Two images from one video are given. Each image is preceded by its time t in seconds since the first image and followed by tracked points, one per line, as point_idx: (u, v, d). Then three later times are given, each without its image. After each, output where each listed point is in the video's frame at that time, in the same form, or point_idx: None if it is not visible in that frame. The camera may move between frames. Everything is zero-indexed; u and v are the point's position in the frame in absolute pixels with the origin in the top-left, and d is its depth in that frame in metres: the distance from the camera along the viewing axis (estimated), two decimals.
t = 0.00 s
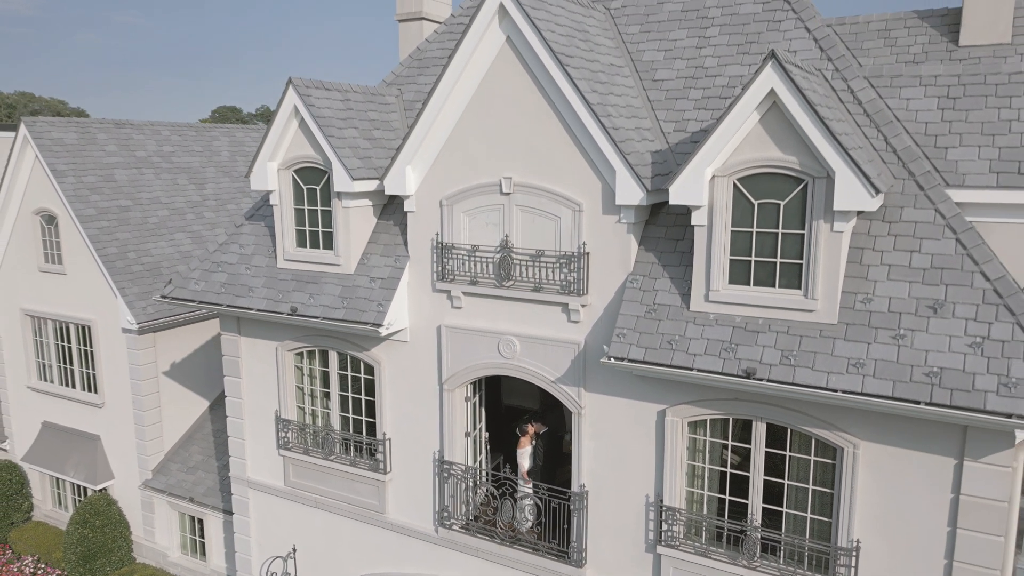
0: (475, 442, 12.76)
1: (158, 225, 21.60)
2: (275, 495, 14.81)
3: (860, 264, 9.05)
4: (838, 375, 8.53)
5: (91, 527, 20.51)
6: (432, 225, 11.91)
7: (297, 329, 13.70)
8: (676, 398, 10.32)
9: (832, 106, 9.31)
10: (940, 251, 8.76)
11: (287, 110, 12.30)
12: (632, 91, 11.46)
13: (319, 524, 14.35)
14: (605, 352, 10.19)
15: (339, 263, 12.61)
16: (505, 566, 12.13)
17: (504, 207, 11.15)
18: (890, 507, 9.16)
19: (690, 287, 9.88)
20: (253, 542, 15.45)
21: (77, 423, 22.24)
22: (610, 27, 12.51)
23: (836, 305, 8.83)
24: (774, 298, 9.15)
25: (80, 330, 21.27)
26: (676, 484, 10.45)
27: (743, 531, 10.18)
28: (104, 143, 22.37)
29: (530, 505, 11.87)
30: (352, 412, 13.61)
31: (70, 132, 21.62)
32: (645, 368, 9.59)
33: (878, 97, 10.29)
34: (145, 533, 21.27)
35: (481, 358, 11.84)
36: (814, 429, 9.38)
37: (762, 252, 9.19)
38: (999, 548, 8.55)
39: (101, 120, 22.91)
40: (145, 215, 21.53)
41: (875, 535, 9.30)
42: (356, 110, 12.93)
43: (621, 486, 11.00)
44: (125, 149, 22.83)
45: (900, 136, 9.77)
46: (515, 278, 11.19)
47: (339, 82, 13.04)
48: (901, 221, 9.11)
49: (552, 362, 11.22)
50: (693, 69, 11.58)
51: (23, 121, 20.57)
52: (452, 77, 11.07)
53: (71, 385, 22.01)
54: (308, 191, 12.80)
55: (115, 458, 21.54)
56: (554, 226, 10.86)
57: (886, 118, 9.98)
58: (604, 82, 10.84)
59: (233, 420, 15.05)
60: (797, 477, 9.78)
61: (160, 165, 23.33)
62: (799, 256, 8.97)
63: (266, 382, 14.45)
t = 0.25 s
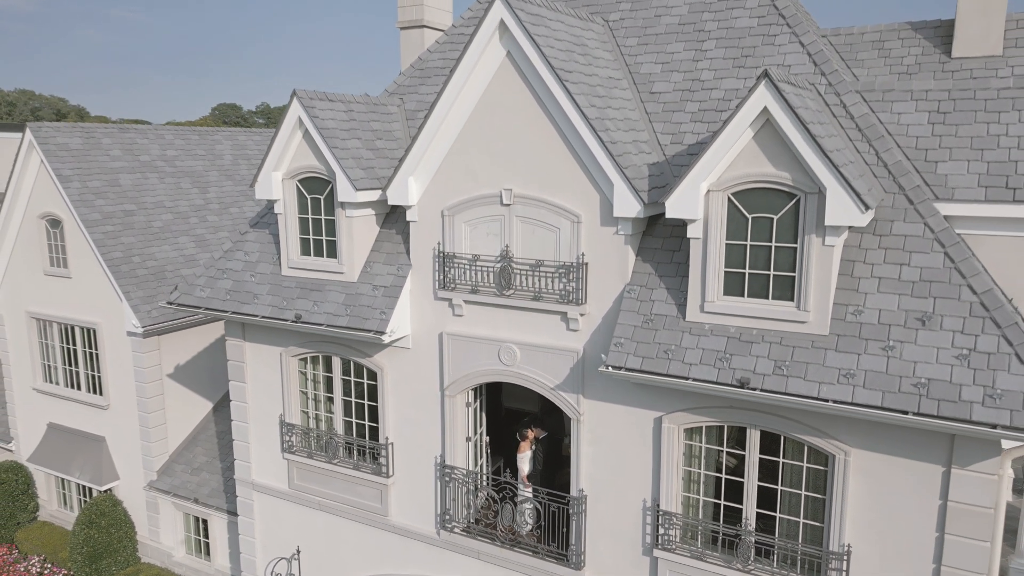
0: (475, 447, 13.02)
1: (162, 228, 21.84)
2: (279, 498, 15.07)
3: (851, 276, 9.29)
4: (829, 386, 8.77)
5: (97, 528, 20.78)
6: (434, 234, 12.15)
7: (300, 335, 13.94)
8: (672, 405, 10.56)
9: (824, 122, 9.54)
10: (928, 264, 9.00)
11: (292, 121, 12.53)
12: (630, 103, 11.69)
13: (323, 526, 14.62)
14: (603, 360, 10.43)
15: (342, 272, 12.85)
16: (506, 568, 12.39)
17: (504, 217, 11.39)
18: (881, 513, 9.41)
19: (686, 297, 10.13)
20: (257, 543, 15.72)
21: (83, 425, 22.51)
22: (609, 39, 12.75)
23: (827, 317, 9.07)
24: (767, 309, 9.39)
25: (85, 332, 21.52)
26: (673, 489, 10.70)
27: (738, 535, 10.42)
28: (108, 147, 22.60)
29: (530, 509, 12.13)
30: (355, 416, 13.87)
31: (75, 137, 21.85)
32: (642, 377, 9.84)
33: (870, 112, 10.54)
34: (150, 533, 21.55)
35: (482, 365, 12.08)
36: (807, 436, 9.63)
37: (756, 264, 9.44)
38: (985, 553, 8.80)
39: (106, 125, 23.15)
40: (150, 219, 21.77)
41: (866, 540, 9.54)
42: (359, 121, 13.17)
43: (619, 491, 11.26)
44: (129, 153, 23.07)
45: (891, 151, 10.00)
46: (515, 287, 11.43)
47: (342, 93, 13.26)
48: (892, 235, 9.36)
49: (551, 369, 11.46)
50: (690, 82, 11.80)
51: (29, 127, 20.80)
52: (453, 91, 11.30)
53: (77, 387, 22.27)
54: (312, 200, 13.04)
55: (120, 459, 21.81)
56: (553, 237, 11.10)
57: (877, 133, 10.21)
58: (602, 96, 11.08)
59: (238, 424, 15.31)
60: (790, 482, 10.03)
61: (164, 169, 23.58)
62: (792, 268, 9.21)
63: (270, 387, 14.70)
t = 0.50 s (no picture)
0: (477, 450, 13.28)
1: (166, 232, 22.08)
2: (283, 499, 15.33)
3: (843, 287, 9.54)
4: (821, 395, 9.01)
5: (103, 527, 21.05)
6: (436, 243, 12.39)
7: (304, 340, 14.19)
8: (669, 411, 10.81)
9: (817, 137, 9.76)
10: (918, 276, 9.25)
11: (296, 131, 12.77)
12: (628, 114, 11.93)
13: (327, 528, 14.88)
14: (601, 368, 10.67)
15: (346, 279, 13.10)
16: (506, 569, 12.65)
17: (505, 227, 11.64)
18: (872, 517, 9.65)
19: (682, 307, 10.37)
20: (262, 544, 15.99)
21: (88, 425, 22.78)
22: (608, 50, 12.98)
23: (820, 327, 9.32)
24: (761, 319, 9.64)
25: (90, 335, 21.77)
26: (669, 493, 10.96)
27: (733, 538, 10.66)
28: (112, 151, 22.84)
29: (530, 512, 12.39)
30: (358, 420, 14.13)
31: (80, 142, 22.08)
32: (639, 384, 10.08)
33: (862, 125, 10.78)
34: (156, 533, 21.84)
35: (483, 371, 12.32)
36: (800, 442, 9.87)
37: (750, 275, 9.68)
38: (972, 557, 9.04)
39: (109, 129, 23.39)
40: (154, 222, 22.01)
41: (857, 543, 9.79)
42: (362, 130, 13.40)
43: (617, 495, 11.51)
44: (133, 157, 23.30)
45: (883, 163, 10.21)
46: (515, 294, 11.66)
47: (345, 103, 13.49)
48: (882, 246, 9.61)
49: (551, 376, 11.70)
50: (687, 94, 12.03)
51: (34, 131, 21.01)
52: (455, 103, 11.52)
53: (82, 388, 22.54)
54: (316, 208, 13.28)
55: (125, 459, 22.07)
56: (553, 246, 11.34)
57: (870, 146, 10.43)
58: (600, 108, 11.31)
59: (243, 426, 15.57)
60: (784, 487, 10.29)
61: (167, 172, 23.82)
62: (786, 279, 9.45)
63: (275, 390, 14.96)
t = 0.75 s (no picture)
0: (478, 453, 13.53)
1: (170, 235, 22.32)
2: (287, 500, 15.61)
3: (835, 297, 9.79)
4: (813, 403, 9.26)
5: (109, 527, 21.33)
6: (437, 251, 12.63)
7: (309, 345, 14.43)
8: (666, 417, 11.05)
9: (811, 150, 9.99)
10: (908, 286, 9.50)
11: (300, 141, 12.99)
12: (626, 125, 12.16)
13: (330, 529, 15.15)
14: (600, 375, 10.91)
15: (349, 285, 13.35)
16: (506, 569, 12.92)
17: (505, 236, 11.88)
18: (862, 521, 9.90)
19: (679, 315, 10.61)
20: (266, 544, 16.26)
21: (93, 426, 23.05)
22: (606, 60, 13.20)
23: (812, 336, 9.56)
24: (755, 328, 9.88)
25: (96, 336, 22.02)
26: (666, 496, 11.22)
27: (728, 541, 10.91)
28: (117, 155, 23.06)
29: (530, 514, 12.64)
30: (361, 423, 14.38)
31: (84, 146, 22.31)
32: (636, 391, 10.32)
33: (855, 137, 11.01)
34: (160, 532, 22.13)
35: (483, 376, 12.57)
36: (793, 448, 10.11)
37: (744, 285, 9.92)
38: (959, 560, 9.29)
39: (114, 133, 23.61)
40: (158, 225, 22.25)
41: (848, 546, 10.04)
42: (365, 139, 13.62)
43: (615, 498, 11.76)
44: (137, 160, 23.53)
45: (875, 176, 10.44)
46: (516, 302, 11.90)
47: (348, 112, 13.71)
48: (874, 257, 9.86)
49: (551, 382, 11.94)
50: (684, 105, 12.25)
51: (40, 136, 21.24)
52: (456, 114, 11.75)
53: (87, 389, 22.80)
54: (320, 216, 13.53)
55: (130, 459, 22.34)
56: (553, 254, 11.58)
57: (862, 158, 10.66)
58: (599, 120, 11.55)
59: (248, 429, 15.83)
60: (777, 491, 10.54)
61: (171, 175, 24.06)
62: (779, 290, 9.69)
63: (279, 394, 15.21)
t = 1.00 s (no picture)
0: (479, 456, 13.79)
1: (174, 237, 22.56)
2: (292, 501, 15.88)
3: (828, 306, 10.04)
4: (806, 410, 9.50)
5: (115, 526, 21.62)
6: (439, 258, 12.87)
7: (313, 349, 14.68)
8: (663, 422, 11.30)
9: (804, 163, 10.22)
10: (898, 296, 9.74)
11: (304, 149, 13.22)
12: (625, 135, 12.39)
13: (333, 529, 15.42)
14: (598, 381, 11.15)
15: (353, 291, 13.59)
16: (507, 570, 13.18)
17: (506, 244, 12.12)
18: (854, 525, 10.15)
19: (675, 322, 10.86)
20: (270, 544, 16.55)
21: (99, 425, 23.32)
22: (605, 70, 13.42)
23: (805, 345, 9.81)
24: (749, 336, 10.13)
25: (101, 337, 22.27)
26: (663, 499, 11.48)
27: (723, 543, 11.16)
28: (121, 158, 23.29)
29: (530, 516, 12.91)
30: (364, 426, 14.64)
31: (89, 149, 22.53)
32: (634, 398, 10.56)
33: (849, 148, 11.24)
34: (165, 531, 22.42)
35: (485, 381, 12.82)
36: (786, 453, 10.36)
37: (739, 294, 10.16)
38: (948, 563, 9.55)
39: (118, 136, 23.83)
40: (162, 228, 22.48)
41: (840, 549, 10.30)
42: (368, 147, 13.85)
43: (614, 500, 12.02)
44: (142, 163, 23.75)
45: (867, 187, 10.67)
46: (516, 308, 12.13)
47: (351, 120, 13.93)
48: (865, 267, 10.11)
49: (550, 387, 12.19)
50: (681, 115, 12.48)
51: (45, 139, 21.46)
52: (458, 124, 11.98)
53: (93, 390, 23.07)
54: (324, 223, 13.77)
55: (135, 459, 22.62)
56: (552, 262, 11.82)
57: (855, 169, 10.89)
58: (597, 130, 11.77)
59: (253, 431, 16.09)
60: (771, 495, 10.80)
61: (175, 178, 24.29)
62: (773, 299, 9.94)
63: (284, 396, 15.47)
